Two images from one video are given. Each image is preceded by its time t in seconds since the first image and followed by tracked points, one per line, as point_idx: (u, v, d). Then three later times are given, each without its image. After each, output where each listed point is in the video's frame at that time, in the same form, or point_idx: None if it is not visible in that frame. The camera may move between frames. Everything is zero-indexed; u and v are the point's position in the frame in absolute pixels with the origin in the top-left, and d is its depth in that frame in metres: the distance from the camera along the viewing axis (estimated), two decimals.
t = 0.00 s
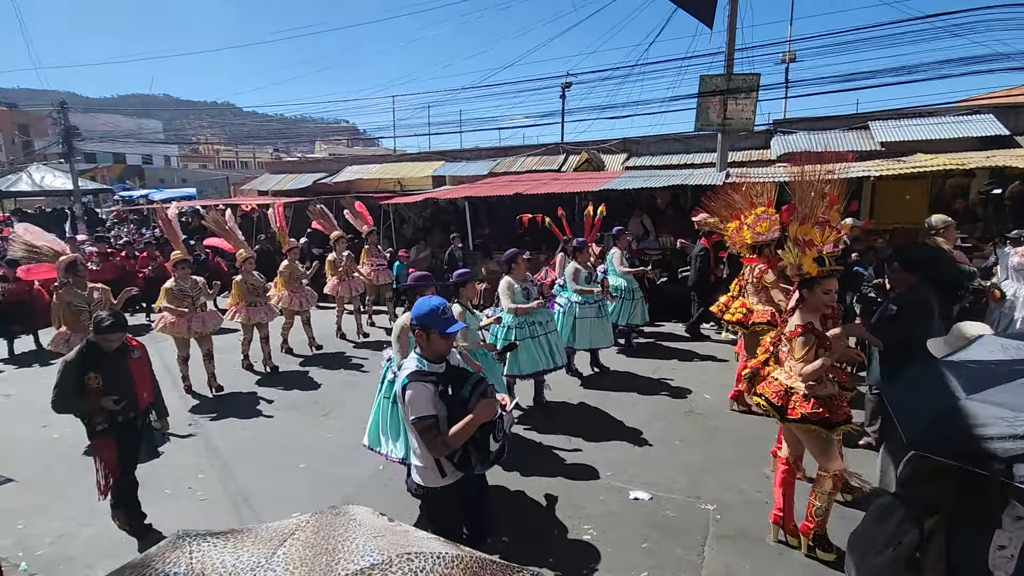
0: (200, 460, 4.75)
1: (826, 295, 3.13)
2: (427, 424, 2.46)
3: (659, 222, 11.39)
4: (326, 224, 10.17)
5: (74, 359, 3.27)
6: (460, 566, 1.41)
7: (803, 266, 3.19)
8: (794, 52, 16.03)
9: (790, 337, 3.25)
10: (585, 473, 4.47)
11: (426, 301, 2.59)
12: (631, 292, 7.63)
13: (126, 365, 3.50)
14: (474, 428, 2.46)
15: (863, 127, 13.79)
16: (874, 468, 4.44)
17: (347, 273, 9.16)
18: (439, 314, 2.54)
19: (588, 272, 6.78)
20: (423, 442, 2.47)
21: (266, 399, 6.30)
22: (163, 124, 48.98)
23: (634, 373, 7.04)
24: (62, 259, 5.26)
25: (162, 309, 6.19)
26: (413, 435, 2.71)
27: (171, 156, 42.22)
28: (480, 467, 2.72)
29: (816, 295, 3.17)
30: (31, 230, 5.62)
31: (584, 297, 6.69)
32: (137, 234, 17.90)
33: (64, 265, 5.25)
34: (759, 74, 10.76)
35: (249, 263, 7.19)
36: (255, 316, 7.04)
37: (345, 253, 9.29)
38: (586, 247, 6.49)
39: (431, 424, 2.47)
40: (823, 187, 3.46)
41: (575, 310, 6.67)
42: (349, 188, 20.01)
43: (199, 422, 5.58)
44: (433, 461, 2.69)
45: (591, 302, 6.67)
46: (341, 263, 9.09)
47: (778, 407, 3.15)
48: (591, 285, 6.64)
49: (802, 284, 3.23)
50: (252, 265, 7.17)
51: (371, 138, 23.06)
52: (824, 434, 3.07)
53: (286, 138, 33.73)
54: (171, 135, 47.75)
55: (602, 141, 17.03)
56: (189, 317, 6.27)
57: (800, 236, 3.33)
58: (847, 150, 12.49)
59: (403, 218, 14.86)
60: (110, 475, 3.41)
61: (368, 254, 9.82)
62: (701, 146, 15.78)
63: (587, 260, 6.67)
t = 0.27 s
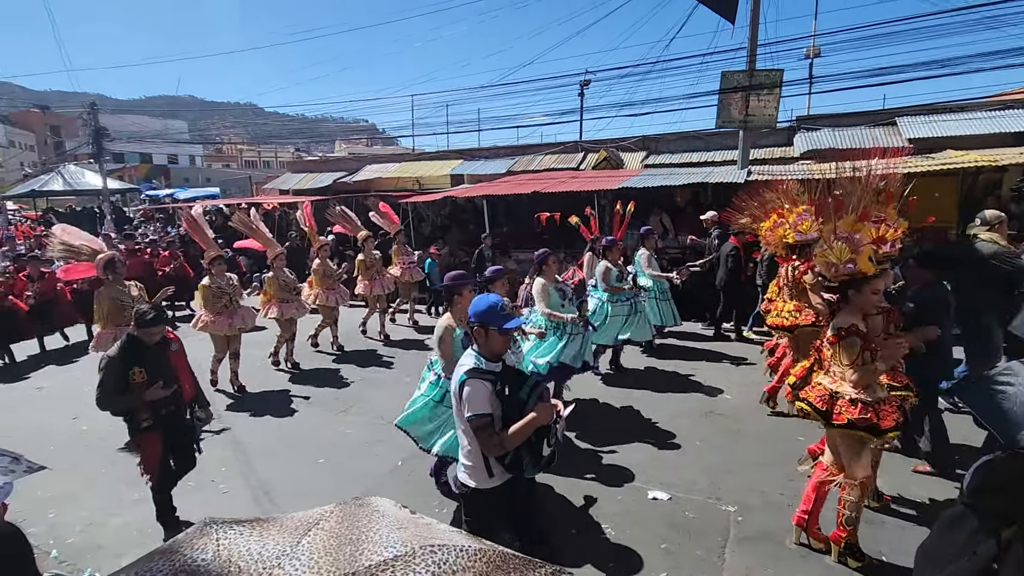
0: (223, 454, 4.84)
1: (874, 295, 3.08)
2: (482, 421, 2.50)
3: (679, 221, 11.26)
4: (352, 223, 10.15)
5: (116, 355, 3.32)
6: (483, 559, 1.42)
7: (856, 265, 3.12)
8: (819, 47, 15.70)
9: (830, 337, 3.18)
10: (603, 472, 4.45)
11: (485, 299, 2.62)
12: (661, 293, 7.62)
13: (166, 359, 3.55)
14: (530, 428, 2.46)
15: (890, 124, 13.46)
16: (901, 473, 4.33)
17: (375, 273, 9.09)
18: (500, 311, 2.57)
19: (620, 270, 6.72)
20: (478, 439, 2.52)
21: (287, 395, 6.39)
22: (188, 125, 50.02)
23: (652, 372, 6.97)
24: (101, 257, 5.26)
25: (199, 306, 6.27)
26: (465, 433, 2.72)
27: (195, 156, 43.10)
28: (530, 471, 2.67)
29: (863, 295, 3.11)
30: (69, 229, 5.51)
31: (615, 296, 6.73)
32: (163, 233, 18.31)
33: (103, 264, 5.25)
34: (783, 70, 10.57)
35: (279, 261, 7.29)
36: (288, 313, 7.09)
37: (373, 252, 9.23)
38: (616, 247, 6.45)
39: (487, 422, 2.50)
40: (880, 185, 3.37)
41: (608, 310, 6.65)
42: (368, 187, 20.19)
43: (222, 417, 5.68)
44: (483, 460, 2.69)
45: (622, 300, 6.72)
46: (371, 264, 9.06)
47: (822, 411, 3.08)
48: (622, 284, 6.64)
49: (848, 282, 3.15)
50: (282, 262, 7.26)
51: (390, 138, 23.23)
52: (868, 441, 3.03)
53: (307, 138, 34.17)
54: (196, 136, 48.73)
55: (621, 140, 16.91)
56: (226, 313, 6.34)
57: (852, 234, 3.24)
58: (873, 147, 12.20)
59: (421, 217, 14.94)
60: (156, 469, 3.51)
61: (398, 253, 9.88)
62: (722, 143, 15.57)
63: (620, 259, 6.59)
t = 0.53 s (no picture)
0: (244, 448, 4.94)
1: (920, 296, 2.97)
2: (539, 408, 2.35)
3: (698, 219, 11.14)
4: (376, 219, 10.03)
5: (156, 350, 3.35)
6: (499, 553, 1.43)
7: (904, 262, 2.99)
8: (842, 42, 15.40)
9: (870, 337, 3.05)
10: (619, 471, 4.44)
11: (541, 289, 2.55)
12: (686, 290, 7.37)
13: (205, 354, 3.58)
14: (588, 413, 2.28)
15: (916, 119, 13.16)
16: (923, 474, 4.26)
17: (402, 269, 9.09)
18: (556, 299, 2.50)
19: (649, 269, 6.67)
20: (535, 428, 2.37)
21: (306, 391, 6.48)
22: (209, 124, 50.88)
23: (669, 371, 6.93)
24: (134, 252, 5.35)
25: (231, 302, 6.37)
26: (523, 421, 2.62)
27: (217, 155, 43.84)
28: (588, 463, 2.43)
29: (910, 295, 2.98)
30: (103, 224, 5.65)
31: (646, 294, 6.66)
32: (186, 231, 18.69)
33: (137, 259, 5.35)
34: (804, 65, 10.38)
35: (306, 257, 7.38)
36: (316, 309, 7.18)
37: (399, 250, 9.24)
38: (644, 243, 6.40)
39: (544, 409, 2.35)
40: (939, 183, 3.21)
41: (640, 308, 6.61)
42: (385, 185, 20.33)
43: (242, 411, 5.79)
44: (541, 451, 2.55)
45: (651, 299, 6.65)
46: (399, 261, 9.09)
47: (856, 411, 3.04)
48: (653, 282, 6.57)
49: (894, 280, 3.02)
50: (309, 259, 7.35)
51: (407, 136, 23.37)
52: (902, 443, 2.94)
53: (325, 137, 34.50)
54: (217, 135, 49.53)
55: (638, 137, 16.78)
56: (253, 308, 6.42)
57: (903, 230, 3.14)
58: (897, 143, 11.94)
59: (438, 215, 15.01)
60: (195, 463, 3.55)
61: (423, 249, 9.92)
62: (742, 140, 15.36)
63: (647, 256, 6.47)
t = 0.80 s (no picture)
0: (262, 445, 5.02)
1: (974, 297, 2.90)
2: (585, 407, 2.37)
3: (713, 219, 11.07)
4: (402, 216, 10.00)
5: (199, 351, 3.46)
6: (521, 549, 1.45)
7: (955, 265, 2.92)
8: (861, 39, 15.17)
9: (919, 344, 2.99)
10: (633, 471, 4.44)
11: (588, 287, 2.54)
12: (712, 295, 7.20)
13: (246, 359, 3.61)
14: (635, 414, 2.27)
15: (938, 117, 12.92)
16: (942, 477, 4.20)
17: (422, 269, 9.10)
18: (603, 298, 2.50)
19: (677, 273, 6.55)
20: (580, 426, 2.38)
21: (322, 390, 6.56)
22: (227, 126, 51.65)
23: (684, 373, 6.89)
24: (162, 254, 5.49)
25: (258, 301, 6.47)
26: (568, 421, 2.60)
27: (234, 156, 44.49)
28: (634, 465, 2.37)
29: (963, 297, 2.92)
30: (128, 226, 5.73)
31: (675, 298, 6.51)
32: (204, 231, 18.99)
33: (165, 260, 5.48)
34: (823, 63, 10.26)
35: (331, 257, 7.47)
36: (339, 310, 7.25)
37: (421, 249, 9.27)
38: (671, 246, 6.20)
39: (590, 409, 2.37)
40: (983, 181, 3.16)
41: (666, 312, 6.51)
42: (400, 186, 20.46)
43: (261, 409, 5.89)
44: (586, 451, 2.55)
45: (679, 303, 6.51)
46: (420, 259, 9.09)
47: (906, 420, 3.00)
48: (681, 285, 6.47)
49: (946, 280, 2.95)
50: (334, 259, 7.43)
51: (421, 136, 23.50)
52: (949, 452, 2.92)
53: (340, 137, 34.81)
54: (235, 137, 50.27)
55: (653, 136, 16.70)
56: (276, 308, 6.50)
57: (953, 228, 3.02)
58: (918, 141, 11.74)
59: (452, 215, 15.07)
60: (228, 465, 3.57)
61: (444, 250, 10.10)
62: (758, 139, 15.21)
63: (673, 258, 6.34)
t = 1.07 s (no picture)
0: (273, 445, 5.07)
1: None
2: (630, 426, 2.28)
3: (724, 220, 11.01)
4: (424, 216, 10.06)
5: (234, 347, 3.42)
6: (533, 542, 1.46)
7: (1007, 267, 2.80)
8: (874, 39, 15.04)
9: (962, 346, 2.90)
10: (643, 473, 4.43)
11: (630, 298, 2.49)
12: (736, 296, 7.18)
13: (280, 355, 3.59)
14: (684, 432, 2.21)
15: (953, 117, 12.76)
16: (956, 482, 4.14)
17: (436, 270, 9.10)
18: (645, 310, 2.44)
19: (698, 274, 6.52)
20: (626, 445, 2.30)
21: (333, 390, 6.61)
22: (240, 128, 52.17)
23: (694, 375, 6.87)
24: (184, 254, 5.52)
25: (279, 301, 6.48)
26: (611, 438, 2.51)
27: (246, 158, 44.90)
28: (681, 485, 2.32)
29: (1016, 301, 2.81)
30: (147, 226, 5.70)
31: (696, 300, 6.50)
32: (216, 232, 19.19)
33: (188, 260, 5.53)
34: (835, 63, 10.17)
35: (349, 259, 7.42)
36: (356, 311, 7.23)
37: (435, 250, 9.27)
38: (692, 245, 6.31)
39: (634, 427, 2.28)
40: None
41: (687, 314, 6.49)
42: (410, 187, 20.53)
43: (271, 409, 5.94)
44: (630, 468, 2.46)
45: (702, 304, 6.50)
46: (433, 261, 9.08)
47: (942, 425, 2.96)
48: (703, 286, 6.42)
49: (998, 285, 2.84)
50: (352, 260, 7.38)
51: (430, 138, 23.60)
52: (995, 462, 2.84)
53: (351, 139, 35.02)
54: (247, 138, 50.76)
55: (663, 137, 16.64)
56: (296, 308, 6.54)
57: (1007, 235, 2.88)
58: (932, 142, 11.61)
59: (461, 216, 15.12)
60: (257, 465, 3.47)
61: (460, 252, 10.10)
62: (769, 140, 15.12)
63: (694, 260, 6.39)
